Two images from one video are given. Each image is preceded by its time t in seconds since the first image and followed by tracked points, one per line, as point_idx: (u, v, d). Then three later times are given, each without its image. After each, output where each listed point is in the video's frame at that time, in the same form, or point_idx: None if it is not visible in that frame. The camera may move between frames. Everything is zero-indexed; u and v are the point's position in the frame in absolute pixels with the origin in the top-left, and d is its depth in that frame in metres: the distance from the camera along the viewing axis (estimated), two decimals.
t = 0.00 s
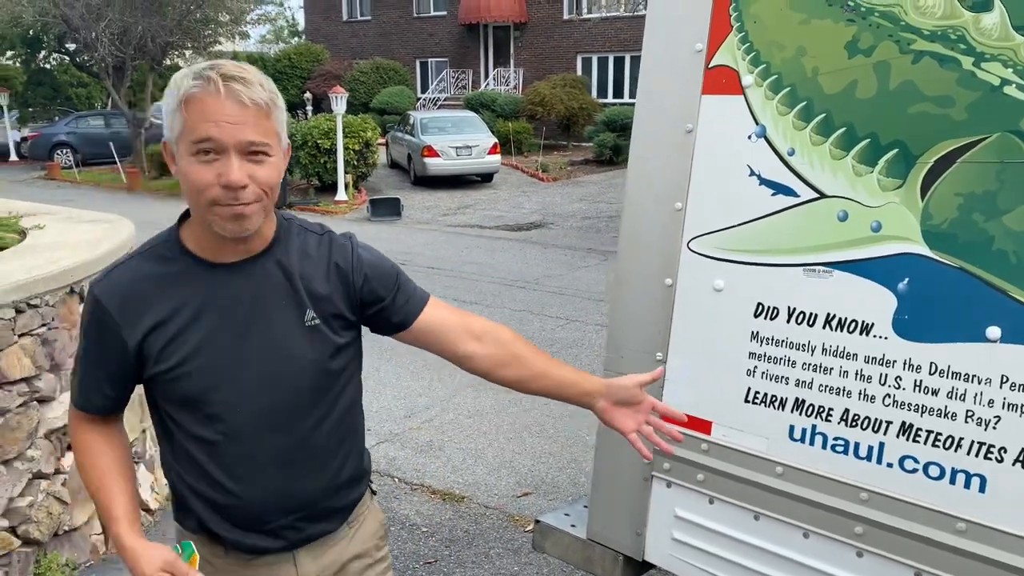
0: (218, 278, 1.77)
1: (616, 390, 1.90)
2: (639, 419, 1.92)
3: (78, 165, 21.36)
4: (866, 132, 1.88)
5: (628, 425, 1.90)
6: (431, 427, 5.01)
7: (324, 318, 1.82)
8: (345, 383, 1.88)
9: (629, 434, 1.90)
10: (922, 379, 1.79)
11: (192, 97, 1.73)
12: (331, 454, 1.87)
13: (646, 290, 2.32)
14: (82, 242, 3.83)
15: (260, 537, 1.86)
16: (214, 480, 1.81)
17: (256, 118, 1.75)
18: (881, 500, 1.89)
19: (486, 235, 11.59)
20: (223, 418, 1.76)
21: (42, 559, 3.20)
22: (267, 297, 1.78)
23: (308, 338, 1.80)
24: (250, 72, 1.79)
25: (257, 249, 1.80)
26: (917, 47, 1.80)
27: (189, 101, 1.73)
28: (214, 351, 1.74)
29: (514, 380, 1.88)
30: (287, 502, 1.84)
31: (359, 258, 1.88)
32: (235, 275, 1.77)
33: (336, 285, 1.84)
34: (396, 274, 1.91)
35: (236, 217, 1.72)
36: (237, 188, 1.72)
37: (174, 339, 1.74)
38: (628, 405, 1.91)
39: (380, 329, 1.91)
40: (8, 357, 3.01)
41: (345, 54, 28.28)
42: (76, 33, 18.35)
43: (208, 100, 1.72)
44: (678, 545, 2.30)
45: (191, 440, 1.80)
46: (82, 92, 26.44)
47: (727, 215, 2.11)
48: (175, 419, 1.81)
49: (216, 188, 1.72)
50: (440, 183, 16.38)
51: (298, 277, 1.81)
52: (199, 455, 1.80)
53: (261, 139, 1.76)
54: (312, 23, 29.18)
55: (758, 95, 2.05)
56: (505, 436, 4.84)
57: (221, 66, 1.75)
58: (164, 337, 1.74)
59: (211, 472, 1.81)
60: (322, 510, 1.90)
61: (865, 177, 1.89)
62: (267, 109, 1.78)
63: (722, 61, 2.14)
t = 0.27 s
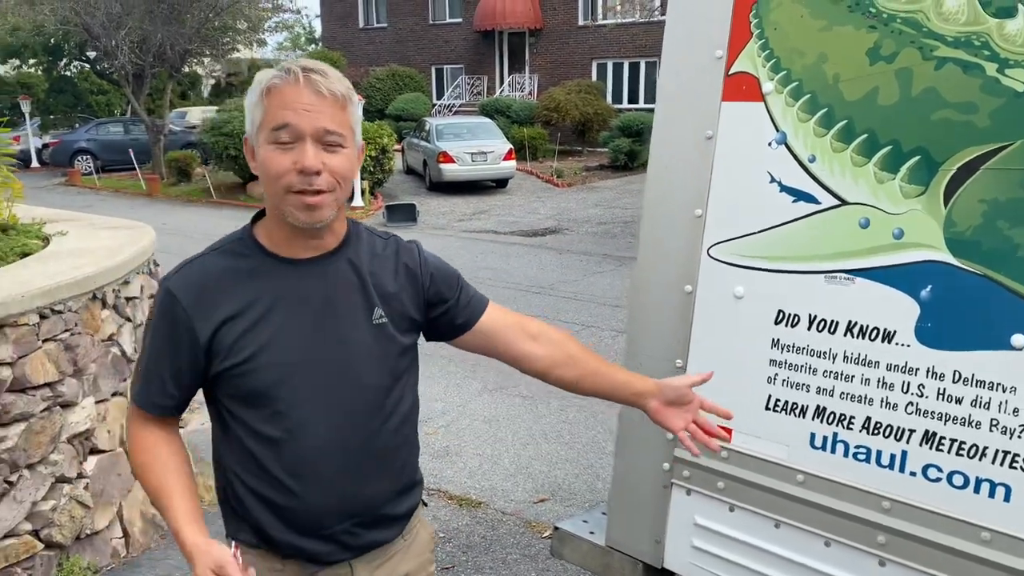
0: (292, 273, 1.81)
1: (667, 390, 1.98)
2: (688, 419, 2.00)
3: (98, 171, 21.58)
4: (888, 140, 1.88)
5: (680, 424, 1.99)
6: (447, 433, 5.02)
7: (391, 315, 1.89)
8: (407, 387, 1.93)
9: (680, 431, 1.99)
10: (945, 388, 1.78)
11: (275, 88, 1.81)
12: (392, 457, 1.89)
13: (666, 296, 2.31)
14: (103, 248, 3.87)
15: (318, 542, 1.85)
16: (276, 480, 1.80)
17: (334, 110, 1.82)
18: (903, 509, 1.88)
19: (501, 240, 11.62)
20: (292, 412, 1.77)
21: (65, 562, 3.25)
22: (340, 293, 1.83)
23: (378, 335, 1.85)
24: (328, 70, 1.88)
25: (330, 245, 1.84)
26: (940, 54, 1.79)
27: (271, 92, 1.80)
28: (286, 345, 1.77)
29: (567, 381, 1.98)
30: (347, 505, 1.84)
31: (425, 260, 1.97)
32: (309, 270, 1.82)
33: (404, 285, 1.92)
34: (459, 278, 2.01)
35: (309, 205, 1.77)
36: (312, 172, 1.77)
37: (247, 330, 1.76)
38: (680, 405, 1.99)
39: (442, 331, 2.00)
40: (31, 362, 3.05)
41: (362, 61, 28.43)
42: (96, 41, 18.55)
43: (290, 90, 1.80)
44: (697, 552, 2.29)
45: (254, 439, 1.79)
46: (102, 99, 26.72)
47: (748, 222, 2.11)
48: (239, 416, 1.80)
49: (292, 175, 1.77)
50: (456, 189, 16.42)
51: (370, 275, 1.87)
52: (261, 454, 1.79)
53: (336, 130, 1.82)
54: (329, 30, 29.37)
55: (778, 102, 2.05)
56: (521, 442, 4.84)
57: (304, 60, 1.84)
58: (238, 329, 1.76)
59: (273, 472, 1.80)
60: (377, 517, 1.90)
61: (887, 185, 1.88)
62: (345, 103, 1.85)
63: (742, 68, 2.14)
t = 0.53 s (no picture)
0: (361, 274, 1.84)
1: (745, 369, 1.97)
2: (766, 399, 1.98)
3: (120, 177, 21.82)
4: (913, 147, 1.86)
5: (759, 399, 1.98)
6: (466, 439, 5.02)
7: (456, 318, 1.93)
8: (468, 390, 1.98)
9: (758, 409, 1.98)
10: (972, 397, 1.76)
11: (347, 93, 1.88)
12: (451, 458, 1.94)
13: (688, 305, 2.30)
14: (127, 254, 3.90)
15: (376, 542, 1.89)
16: (338, 479, 1.83)
17: (404, 114, 1.89)
18: (930, 520, 1.86)
19: (519, 246, 11.62)
20: (354, 418, 1.80)
21: (88, 566, 3.29)
22: (407, 294, 1.87)
23: (443, 336, 1.90)
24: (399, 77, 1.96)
25: (397, 247, 1.90)
26: (966, 60, 1.77)
27: (345, 96, 1.88)
28: (357, 343, 1.80)
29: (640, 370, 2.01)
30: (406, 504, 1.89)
31: (487, 264, 2.02)
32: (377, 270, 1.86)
33: (469, 288, 1.97)
34: (520, 282, 2.05)
35: (379, 205, 1.84)
36: (382, 172, 1.83)
37: (318, 327, 1.79)
38: (757, 386, 1.97)
39: (504, 331, 2.05)
40: (56, 368, 3.08)
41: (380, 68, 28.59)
42: (119, 49, 18.77)
43: (363, 93, 1.88)
44: (718, 561, 2.27)
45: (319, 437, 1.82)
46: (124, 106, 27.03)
47: (769, 230, 2.10)
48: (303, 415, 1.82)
49: (363, 174, 1.84)
50: (473, 195, 16.46)
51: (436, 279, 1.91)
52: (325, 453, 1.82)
53: (406, 132, 1.89)
54: (348, 36, 29.55)
55: (801, 109, 2.04)
56: (540, 449, 4.84)
57: (375, 67, 1.92)
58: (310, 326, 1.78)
59: (336, 470, 1.83)
60: (431, 519, 1.95)
61: (912, 192, 1.86)
62: (414, 108, 1.92)
63: (764, 75, 2.13)
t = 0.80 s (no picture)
0: (414, 272, 1.95)
1: (767, 415, 1.98)
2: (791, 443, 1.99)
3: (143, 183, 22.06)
4: (935, 152, 1.85)
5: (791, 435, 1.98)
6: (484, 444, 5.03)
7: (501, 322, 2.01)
8: (509, 393, 2.05)
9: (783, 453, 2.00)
10: (995, 405, 1.74)
11: (406, 101, 1.98)
12: (493, 457, 2.01)
13: (708, 310, 2.31)
14: (151, 259, 3.95)
15: (418, 536, 1.93)
16: (384, 473, 1.88)
17: (459, 122, 1.99)
18: (953, 528, 1.84)
19: (538, 251, 11.63)
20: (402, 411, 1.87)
21: (113, 566, 3.33)
22: (456, 295, 1.96)
23: (489, 337, 1.99)
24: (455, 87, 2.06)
25: (446, 250, 1.98)
26: (989, 65, 1.76)
27: (405, 103, 1.99)
28: (409, 337, 1.89)
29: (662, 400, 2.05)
30: (449, 500, 1.94)
31: (529, 272, 2.10)
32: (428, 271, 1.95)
33: (513, 293, 2.05)
34: (559, 294, 2.13)
35: (433, 206, 1.93)
36: (437, 175, 1.92)
37: (374, 321, 1.87)
38: (782, 431, 1.98)
39: (542, 343, 2.12)
40: (82, 371, 3.13)
41: (400, 74, 28.72)
42: (142, 56, 18.99)
43: (421, 100, 1.98)
44: (738, 566, 2.27)
45: (367, 429, 1.87)
46: (147, 112, 27.33)
47: (790, 235, 2.09)
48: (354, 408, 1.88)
49: (418, 177, 1.92)
50: (492, 200, 16.49)
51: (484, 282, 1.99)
52: (373, 446, 1.87)
53: (460, 139, 1.98)
54: (368, 43, 29.72)
55: (822, 114, 2.04)
56: (558, 454, 4.84)
57: (432, 77, 2.02)
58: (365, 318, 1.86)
59: (382, 464, 1.88)
60: (470, 516, 2.00)
61: (935, 198, 1.86)
62: (468, 116, 2.02)
63: (785, 80, 2.13)
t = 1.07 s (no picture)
0: (441, 277, 1.96)
1: (768, 444, 2.01)
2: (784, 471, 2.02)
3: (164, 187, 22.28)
4: (959, 156, 1.84)
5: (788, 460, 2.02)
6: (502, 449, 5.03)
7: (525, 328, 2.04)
8: (531, 398, 2.08)
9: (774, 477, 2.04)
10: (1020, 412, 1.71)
11: (436, 109, 2.00)
12: (516, 461, 2.02)
13: (728, 315, 2.30)
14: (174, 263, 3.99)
15: (444, 542, 1.94)
16: (411, 476, 1.89)
17: (487, 132, 2.00)
18: (977, 536, 1.82)
19: (556, 255, 11.63)
20: (431, 412, 1.89)
21: (135, 567, 3.37)
22: (482, 299, 1.98)
23: (513, 342, 2.01)
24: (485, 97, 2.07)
25: (470, 257, 2.00)
26: (1014, 68, 1.74)
27: (435, 112, 1.99)
28: (434, 342, 1.90)
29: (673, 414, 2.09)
30: (475, 504, 1.95)
31: (549, 281, 2.14)
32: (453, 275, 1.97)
33: (535, 300, 2.08)
34: (578, 303, 2.18)
35: (458, 216, 1.94)
36: (465, 186, 1.93)
37: (401, 324, 1.88)
38: (777, 459, 2.02)
39: (564, 352, 2.16)
40: (105, 373, 3.16)
41: (419, 79, 28.83)
42: (164, 62, 19.19)
43: (452, 110, 1.99)
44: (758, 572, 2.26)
45: (393, 432, 1.88)
46: (169, 117, 27.60)
47: (812, 239, 2.08)
48: (380, 412, 1.89)
49: (445, 186, 1.94)
50: (510, 203, 16.50)
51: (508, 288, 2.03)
52: (400, 451, 1.88)
53: (488, 149, 1.99)
54: (387, 47, 29.89)
55: (843, 118, 2.02)
56: (577, 459, 4.83)
57: (463, 87, 2.03)
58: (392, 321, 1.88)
59: (409, 467, 1.89)
60: (494, 522, 2.01)
61: (958, 202, 1.84)
62: (497, 127, 2.03)
63: (806, 84, 2.12)
